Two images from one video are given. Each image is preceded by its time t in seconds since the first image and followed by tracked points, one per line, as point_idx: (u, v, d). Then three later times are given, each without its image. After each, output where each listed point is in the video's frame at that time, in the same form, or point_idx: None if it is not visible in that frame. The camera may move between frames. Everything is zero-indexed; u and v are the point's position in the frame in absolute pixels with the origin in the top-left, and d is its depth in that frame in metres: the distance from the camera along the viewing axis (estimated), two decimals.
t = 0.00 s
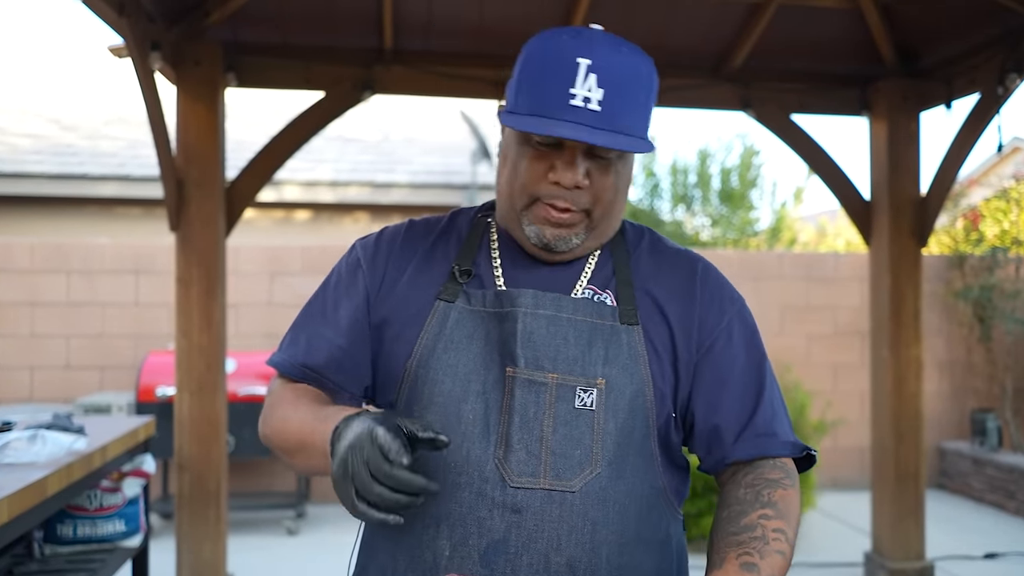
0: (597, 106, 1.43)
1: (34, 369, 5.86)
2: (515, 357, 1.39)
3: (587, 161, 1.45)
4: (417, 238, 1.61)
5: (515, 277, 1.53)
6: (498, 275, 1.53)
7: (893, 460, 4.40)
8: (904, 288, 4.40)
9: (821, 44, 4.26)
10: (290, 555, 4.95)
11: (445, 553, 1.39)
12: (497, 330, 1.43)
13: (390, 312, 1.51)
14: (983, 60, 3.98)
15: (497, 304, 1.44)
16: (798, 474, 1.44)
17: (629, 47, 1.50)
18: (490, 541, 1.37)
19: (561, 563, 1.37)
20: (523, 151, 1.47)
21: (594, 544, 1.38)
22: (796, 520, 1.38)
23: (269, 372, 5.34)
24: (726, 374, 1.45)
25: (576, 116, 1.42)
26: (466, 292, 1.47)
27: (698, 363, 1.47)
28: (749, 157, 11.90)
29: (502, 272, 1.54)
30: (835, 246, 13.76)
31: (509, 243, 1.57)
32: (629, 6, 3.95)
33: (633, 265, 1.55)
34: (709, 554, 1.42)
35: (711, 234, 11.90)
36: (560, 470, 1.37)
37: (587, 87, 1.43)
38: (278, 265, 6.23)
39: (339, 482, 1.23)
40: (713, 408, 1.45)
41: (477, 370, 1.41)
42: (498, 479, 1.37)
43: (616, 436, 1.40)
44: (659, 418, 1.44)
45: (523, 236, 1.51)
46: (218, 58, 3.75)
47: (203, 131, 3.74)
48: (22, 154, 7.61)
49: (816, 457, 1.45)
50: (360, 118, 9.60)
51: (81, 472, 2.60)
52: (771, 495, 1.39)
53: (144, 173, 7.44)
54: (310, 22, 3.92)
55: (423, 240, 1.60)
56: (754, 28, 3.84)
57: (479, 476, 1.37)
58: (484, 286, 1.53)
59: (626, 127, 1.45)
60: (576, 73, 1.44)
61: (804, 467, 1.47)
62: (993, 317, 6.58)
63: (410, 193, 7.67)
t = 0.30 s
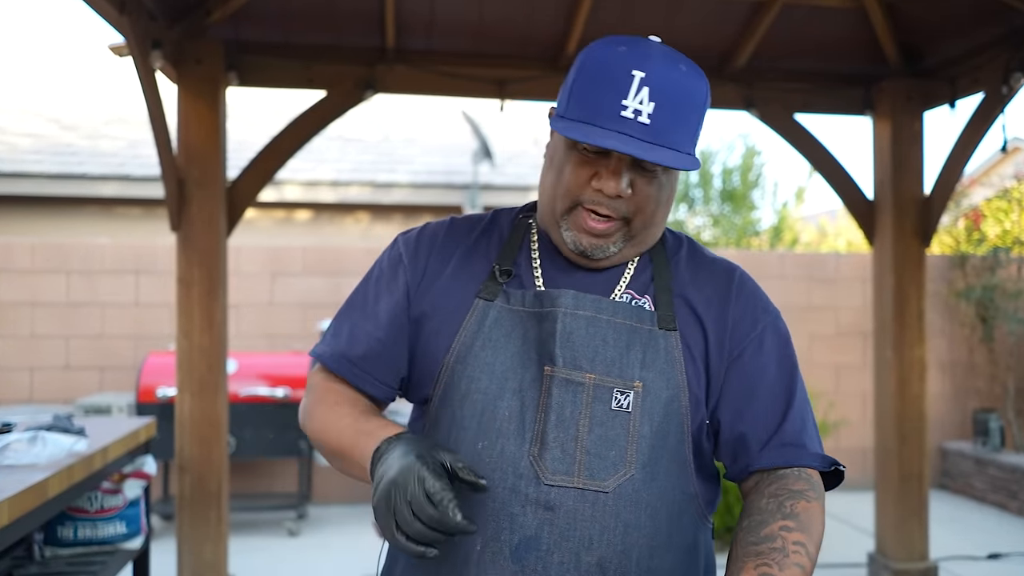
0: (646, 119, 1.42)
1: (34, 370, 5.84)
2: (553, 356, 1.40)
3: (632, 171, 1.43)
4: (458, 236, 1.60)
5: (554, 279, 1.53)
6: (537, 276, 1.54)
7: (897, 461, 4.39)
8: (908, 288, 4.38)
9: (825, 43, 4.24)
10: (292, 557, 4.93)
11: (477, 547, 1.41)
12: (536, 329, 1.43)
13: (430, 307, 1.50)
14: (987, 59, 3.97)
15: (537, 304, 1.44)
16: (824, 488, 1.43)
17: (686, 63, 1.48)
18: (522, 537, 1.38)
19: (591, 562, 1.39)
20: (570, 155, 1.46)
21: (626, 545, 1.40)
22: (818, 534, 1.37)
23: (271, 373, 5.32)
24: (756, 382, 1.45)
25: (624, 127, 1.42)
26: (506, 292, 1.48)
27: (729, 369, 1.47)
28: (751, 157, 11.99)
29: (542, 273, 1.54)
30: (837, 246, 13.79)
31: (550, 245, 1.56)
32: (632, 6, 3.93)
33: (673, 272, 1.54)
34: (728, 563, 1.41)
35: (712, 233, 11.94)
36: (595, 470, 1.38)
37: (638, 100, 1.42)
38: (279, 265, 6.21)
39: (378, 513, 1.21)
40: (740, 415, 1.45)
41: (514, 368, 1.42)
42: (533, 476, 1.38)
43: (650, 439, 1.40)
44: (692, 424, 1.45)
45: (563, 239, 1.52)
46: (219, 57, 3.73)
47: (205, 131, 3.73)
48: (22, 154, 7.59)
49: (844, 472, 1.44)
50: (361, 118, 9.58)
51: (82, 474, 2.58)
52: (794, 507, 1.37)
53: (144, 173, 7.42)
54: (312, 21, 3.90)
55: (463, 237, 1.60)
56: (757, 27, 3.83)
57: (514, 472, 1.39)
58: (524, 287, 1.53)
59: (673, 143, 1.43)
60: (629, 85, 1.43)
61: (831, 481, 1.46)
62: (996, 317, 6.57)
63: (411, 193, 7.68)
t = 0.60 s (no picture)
0: (672, 119, 1.43)
1: (23, 371, 5.79)
2: (574, 350, 1.41)
3: (656, 170, 1.45)
4: (481, 232, 1.63)
5: (575, 274, 1.55)
6: (560, 271, 1.55)
7: (889, 460, 4.40)
8: (900, 287, 4.40)
9: (818, 43, 4.24)
10: (285, 557, 4.91)
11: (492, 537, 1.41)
12: (558, 323, 1.44)
13: (453, 299, 1.52)
14: (979, 59, 3.97)
15: (560, 299, 1.46)
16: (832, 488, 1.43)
17: (712, 69, 1.50)
18: (539, 528, 1.39)
19: (607, 556, 1.40)
20: (595, 153, 1.48)
21: (642, 539, 1.40)
22: (822, 535, 1.36)
23: (263, 373, 5.30)
24: (769, 380, 1.45)
25: (650, 126, 1.42)
26: (529, 287, 1.49)
27: (744, 367, 1.47)
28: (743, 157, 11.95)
29: (564, 270, 1.55)
30: (829, 246, 13.79)
31: (573, 245, 1.57)
32: (626, 5, 3.93)
33: (692, 274, 1.55)
34: (733, 564, 1.41)
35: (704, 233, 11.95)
36: (612, 463, 1.39)
37: (665, 100, 1.44)
38: (271, 265, 6.18)
39: (406, 515, 1.22)
40: (752, 411, 1.45)
41: (536, 361, 1.43)
42: (551, 467, 1.39)
43: (667, 435, 1.41)
44: (708, 421, 1.45)
45: (586, 236, 1.52)
46: (211, 55, 3.70)
47: (197, 130, 3.70)
48: (11, 152, 7.53)
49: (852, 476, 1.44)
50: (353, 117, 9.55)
51: (73, 476, 2.55)
52: (799, 507, 1.37)
53: (135, 172, 7.38)
54: (305, 19, 3.88)
55: (488, 233, 1.62)
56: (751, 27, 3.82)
57: (532, 463, 1.39)
58: (546, 283, 1.54)
59: (699, 144, 1.44)
60: (657, 86, 1.45)
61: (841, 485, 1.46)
62: (987, 316, 6.61)
63: (404, 192, 7.71)
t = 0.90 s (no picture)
0: (645, 102, 1.43)
1: None
2: (572, 342, 1.41)
3: (636, 157, 1.46)
4: (483, 227, 1.62)
5: (574, 269, 1.54)
6: (558, 266, 1.55)
7: (870, 459, 4.43)
8: (881, 287, 4.43)
9: (800, 45, 4.27)
10: (266, 559, 4.87)
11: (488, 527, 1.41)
12: (558, 317, 1.45)
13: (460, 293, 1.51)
14: (958, 61, 4.01)
15: (560, 293, 1.46)
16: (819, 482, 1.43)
17: (684, 54, 1.51)
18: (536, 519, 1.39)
19: (603, 547, 1.40)
20: (576, 147, 1.49)
21: (638, 532, 1.40)
22: (808, 531, 1.36)
23: (244, 373, 5.25)
24: (760, 374, 1.45)
25: (624, 111, 1.42)
26: (530, 281, 1.50)
27: (737, 361, 1.47)
28: (725, 157, 12.12)
29: (563, 263, 1.55)
30: (810, 246, 13.95)
31: (571, 243, 1.57)
32: (610, 5, 3.93)
33: (688, 271, 1.55)
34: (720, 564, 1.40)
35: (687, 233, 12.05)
36: (609, 456, 1.39)
37: (636, 85, 1.44)
38: (252, 264, 6.14)
39: (433, 557, 1.17)
40: (743, 404, 1.45)
41: (535, 354, 1.44)
42: (549, 458, 1.39)
43: (664, 429, 1.41)
44: (702, 415, 1.46)
45: (576, 230, 1.53)
46: (191, 53, 3.67)
47: (178, 128, 3.66)
48: None
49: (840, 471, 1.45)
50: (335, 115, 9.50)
51: (50, 477, 2.51)
52: (784, 504, 1.36)
53: (113, 170, 7.30)
54: (287, 16, 3.85)
55: (490, 228, 1.61)
56: (734, 28, 3.84)
57: (530, 455, 1.39)
58: (547, 277, 1.54)
59: (673, 126, 1.43)
60: (627, 72, 1.46)
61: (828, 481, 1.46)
62: (965, 316, 6.68)
63: (386, 191, 7.69)
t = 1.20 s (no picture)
0: (621, 86, 1.43)
1: None
2: (569, 340, 1.40)
3: (618, 143, 1.48)
4: (475, 226, 1.62)
5: (566, 265, 1.55)
6: (551, 263, 1.56)
7: (854, 458, 4.46)
8: (865, 287, 4.46)
9: (785, 46, 4.29)
10: (250, 560, 4.83)
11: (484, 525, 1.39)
12: (553, 315, 1.44)
13: (450, 293, 1.50)
14: (941, 63, 4.05)
15: (554, 291, 1.45)
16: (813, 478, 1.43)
17: (657, 38, 1.51)
18: (533, 518, 1.37)
19: (602, 545, 1.38)
20: (560, 141, 1.51)
21: (637, 530, 1.39)
22: (802, 527, 1.36)
23: (228, 373, 5.21)
24: (755, 370, 1.46)
25: (602, 97, 1.43)
26: (523, 279, 1.49)
27: (733, 358, 1.48)
28: (709, 158, 12.16)
29: (556, 259, 1.56)
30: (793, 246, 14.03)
31: (564, 239, 1.58)
32: (596, 4, 3.92)
33: (682, 268, 1.56)
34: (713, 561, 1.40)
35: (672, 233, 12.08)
36: (607, 453, 1.38)
37: (612, 71, 1.44)
38: (236, 264, 6.09)
39: (418, 558, 1.19)
40: (738, 401, 1.46)
41: (530, 352, 1.42)
42: (546, 457, 1.37)
43: (661, 426, 1.41)
44: (698, 412, 1.46)
45: (566, 223, 1.54)
46: (174, 50, 3.63)
47: (162, 126, 3.63)
48: None
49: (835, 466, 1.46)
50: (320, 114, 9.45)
51: (30, 479, 2.48)
52: (778, 499, 1.37)
53: (95, 168, 7.23)
54: (271, 13, 3.82)
55: (481, 227, 1.61)
56: (720, 28, 3.84)
57: (527, 453, 1.38)
58: (540, 275, 1.55)
59: (651, 108, 1.44)
60: (601, 59, 1.46)
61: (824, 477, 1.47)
62: (947, 316, 6.74)
63: (371, 190, 7.67)
